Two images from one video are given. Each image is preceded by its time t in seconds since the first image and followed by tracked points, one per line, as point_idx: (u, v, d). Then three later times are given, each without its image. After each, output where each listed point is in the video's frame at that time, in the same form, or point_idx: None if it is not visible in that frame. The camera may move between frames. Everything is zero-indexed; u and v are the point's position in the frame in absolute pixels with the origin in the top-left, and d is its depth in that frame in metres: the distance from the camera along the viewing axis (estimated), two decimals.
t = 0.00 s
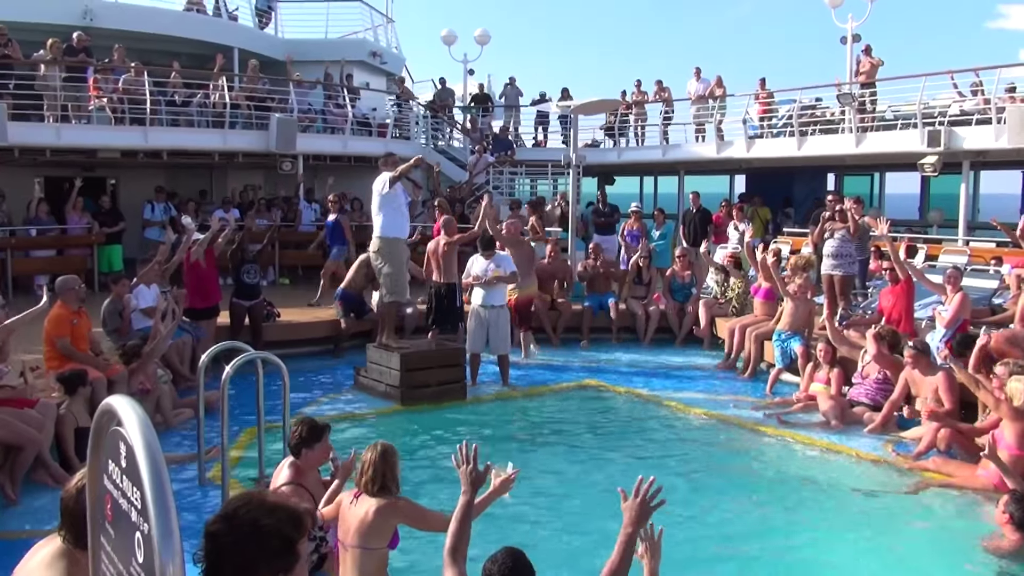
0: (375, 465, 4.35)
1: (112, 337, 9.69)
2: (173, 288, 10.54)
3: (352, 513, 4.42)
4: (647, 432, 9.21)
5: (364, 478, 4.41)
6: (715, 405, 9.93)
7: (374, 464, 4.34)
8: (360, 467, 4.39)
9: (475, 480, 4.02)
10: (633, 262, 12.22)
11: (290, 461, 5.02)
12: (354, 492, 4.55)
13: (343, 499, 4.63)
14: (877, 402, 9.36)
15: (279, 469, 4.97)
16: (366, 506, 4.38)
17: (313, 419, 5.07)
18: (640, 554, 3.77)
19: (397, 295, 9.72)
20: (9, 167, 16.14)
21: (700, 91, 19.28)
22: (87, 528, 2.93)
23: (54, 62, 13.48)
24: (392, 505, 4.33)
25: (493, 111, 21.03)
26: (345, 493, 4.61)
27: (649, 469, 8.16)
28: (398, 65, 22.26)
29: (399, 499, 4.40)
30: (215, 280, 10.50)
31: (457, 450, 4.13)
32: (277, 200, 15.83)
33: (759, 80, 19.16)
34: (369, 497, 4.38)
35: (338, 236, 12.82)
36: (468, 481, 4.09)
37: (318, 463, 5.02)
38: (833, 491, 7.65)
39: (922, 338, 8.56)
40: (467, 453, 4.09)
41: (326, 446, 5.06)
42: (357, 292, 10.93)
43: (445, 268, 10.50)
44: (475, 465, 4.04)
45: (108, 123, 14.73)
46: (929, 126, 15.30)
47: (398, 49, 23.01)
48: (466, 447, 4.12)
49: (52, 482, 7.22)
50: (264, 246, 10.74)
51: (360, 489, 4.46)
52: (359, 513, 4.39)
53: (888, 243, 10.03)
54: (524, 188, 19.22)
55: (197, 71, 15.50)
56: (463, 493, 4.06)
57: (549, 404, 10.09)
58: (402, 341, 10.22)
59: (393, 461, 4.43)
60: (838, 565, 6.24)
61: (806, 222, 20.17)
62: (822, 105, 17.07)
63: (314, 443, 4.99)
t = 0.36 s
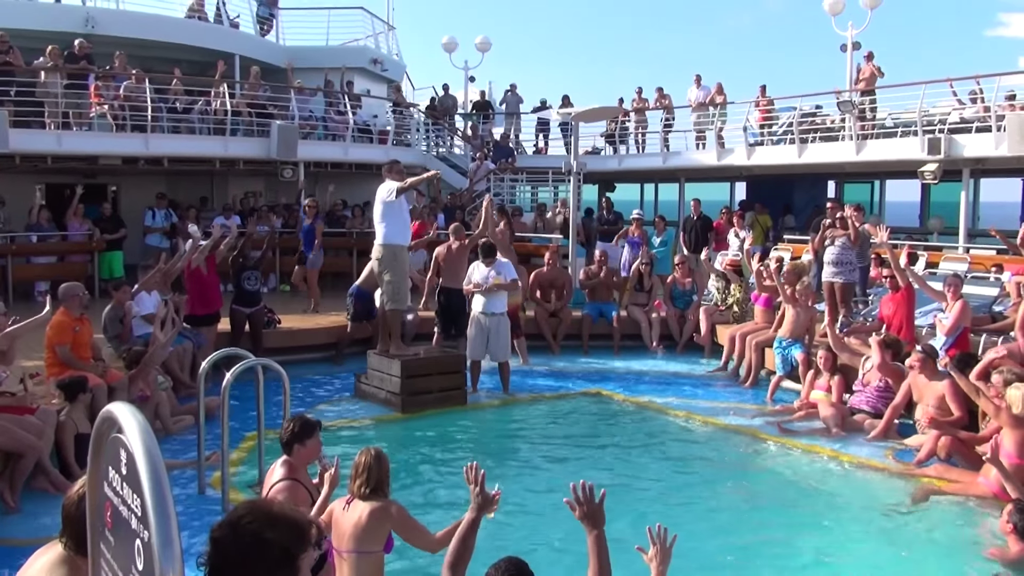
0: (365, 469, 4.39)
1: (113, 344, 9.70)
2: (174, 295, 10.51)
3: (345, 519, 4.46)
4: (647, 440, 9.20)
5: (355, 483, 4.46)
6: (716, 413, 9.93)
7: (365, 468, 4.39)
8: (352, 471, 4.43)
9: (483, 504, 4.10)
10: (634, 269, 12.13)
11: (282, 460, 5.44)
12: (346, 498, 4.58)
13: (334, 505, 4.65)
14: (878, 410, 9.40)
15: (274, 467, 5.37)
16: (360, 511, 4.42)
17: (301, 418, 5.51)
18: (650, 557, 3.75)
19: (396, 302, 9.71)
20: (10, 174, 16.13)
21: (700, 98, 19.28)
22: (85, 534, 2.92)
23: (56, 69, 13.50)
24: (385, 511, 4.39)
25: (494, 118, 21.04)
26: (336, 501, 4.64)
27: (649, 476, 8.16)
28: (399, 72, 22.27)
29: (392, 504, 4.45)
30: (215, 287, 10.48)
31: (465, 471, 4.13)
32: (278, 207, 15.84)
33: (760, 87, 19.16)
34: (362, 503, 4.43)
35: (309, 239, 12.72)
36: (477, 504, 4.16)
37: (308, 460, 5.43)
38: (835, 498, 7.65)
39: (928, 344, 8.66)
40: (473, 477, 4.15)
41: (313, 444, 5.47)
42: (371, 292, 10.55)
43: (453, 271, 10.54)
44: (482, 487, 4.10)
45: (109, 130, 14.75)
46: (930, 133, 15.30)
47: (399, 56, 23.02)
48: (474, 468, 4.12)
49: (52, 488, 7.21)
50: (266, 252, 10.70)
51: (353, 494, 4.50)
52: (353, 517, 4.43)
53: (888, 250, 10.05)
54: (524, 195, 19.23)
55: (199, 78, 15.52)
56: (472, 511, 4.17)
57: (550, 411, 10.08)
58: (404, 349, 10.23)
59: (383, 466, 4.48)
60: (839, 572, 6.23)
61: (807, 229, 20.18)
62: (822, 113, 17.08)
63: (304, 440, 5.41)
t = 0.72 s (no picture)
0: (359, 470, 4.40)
1: (114, 344, 9.71)
2: (176, 295, 10.53)
3: (342, 520, 4.49)
4: (650, 443, 9.20)
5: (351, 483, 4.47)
6: (717, 416, 9.94)
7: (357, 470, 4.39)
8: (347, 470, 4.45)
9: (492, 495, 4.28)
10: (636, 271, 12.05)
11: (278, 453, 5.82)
12: (343, 500, 4.61)
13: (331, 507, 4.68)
14: (880, 414, 9.46)
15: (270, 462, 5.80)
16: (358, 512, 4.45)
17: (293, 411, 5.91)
18: (649, 565, 3.70)
19: (401, 304, 9.73)
20: (13, 173, 16.14)
21: (704, 101, 19.26)
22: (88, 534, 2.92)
23: (60, 69, 13.51)
24: (381, 511, 4.42)
25: (497, 120, 21.04)
26: (334, 502, 4.67)
27: (651, 479, 8.16)
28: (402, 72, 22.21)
29: (388, 504, 4.49)
30: (219, 288, 10.47)
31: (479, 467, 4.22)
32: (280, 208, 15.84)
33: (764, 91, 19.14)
34: (360, 504, 4.46)
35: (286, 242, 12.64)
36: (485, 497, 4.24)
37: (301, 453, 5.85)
38: (836, 502, 7.66)
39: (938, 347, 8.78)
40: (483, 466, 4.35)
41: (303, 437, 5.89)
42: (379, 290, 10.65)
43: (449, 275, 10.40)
44: (489, 482, 4.18)
45: (113, 130, 14.77)
46: (933, 137, 15.28)
47: (402, 57, 23.01)
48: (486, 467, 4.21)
49: (54, 488, 7.24)
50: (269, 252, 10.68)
51: (348, 495, 4.53)
52: (351, 518, 4.46)
53: (890, 254, 10.06)
54: (528, 197, 19.29)
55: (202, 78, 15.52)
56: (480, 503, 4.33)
57: (552, 413, 10.09)
58: (406, 350, 10.23)
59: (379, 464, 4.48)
60: None
61: (810, 232, 20.16)
62: (826, 116, 17.05)
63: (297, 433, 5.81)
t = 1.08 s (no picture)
0: (359, 474, 4.45)
1: (117, 346, 9.71)
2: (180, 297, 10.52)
3: (344, 525, 4.52)
4: (653, 447, 9.20)
5: (351, 488, 4.48)
6: (720, 420, 9.94)
7: (358, 473, 4.43)
8: (347, 475, 4.49)
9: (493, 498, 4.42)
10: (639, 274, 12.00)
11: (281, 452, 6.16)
12: (344, 504, 4.63)
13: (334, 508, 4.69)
14: (884, 417, 9.52)
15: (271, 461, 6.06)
16: (360, 517, 4.48)
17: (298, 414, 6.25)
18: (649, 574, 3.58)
19: (405, 306, 9.73)
20: (16, 175, 16.17)
21: (708, 103, 19.23)
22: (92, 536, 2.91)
23: (64, 71, 13.51)
24: (382, 515, 4.47)
25: (500, 122, 21.04)
26: (334, 506, 4.69)
27: (655, 483, 8.15)
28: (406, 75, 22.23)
29: (389, 510, 4.54)
30: (222, 290, 10.43)
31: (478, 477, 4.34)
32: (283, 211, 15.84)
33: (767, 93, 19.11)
34: (362, 508, 4.50)
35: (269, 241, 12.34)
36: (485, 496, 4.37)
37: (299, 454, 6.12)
38: (840, 505, 7.66)
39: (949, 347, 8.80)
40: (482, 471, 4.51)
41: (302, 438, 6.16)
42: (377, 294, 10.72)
43: (441, 279, 10.36)
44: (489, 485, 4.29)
45: (116, 132, 14.79)
46: (937, 140, 15.25)
47: (406, 59, 23.00)
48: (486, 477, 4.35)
49: (56, 489, 7.29)
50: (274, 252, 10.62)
51: (350, 500, 4.55)
52: (353, 523, 4.48)
53: (894, 257, 10.07)
54: (529, 199, 19.12)
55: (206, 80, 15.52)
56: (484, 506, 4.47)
57: (555, 416, 10.09)
58: (409, 353, 10.24)
59: (378, 468, 4.54)
60: None
61: (813, 235, 20.14)
62: (830, 119, 17.02)
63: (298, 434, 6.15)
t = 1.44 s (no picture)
0: (354, 481, 4.27)
1: (107, 350, 9.44)
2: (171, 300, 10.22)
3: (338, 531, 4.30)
4: (658, 455, 8.91)
5: (345, 496, 4.29)
6: (727, 426, 9.65)
7: (353, 479, 4.25)
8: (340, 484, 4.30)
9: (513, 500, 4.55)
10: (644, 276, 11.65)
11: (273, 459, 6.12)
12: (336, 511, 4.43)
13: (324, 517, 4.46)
14: (895, 424, 9.24)
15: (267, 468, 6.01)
16: (357, 524, 4.27)
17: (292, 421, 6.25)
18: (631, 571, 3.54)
19: (404, 310, 9.42)
20: (4, 174, 15.92)
21: (714, 101, 18.93)
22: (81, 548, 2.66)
23: (53, 66, 13.25)
24: (382, 521, 4.29)
25: (501, 120, 20.73)
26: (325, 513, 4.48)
27: (661, 492, 7.86)
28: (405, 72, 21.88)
29: (385, 515, 4.36)
30: (215, 293, 10.12)
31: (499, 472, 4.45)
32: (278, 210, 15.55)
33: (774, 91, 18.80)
34: (359, 515, 4.30)
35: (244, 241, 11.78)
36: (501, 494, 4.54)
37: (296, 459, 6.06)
38: (854, 515, 7.40)
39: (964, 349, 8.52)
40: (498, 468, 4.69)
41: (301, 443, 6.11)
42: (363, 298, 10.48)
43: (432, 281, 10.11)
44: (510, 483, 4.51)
45: (107, 130, 14.52)
46: (950, 139, 14.96)
47: (405, 57, 22.67)
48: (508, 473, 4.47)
49: (46, 496, 6.99)
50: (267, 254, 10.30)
51: (344, 506, 4.35)
52: (349, 531, 4.27)
53: (908, 259, 9.82)
54: (530, 200, 18.80)
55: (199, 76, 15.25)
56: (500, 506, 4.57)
57: (557, 422, 9.80)
58: (407, 357, 9.96)
59: (372, 475, 4.40)
60: None
61: (823, 237, 19.83)
62: (839, 117, 16.72)
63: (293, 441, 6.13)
